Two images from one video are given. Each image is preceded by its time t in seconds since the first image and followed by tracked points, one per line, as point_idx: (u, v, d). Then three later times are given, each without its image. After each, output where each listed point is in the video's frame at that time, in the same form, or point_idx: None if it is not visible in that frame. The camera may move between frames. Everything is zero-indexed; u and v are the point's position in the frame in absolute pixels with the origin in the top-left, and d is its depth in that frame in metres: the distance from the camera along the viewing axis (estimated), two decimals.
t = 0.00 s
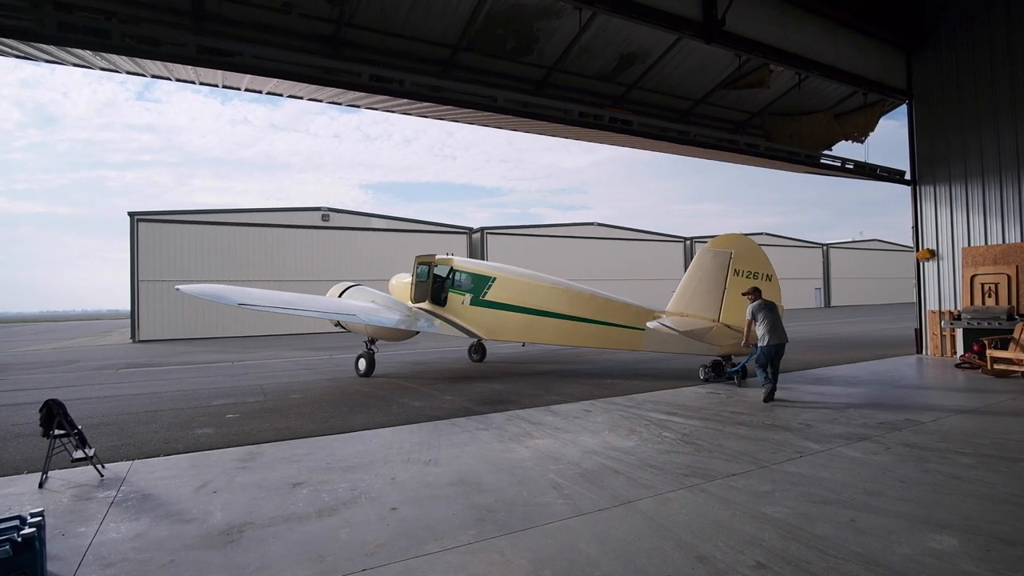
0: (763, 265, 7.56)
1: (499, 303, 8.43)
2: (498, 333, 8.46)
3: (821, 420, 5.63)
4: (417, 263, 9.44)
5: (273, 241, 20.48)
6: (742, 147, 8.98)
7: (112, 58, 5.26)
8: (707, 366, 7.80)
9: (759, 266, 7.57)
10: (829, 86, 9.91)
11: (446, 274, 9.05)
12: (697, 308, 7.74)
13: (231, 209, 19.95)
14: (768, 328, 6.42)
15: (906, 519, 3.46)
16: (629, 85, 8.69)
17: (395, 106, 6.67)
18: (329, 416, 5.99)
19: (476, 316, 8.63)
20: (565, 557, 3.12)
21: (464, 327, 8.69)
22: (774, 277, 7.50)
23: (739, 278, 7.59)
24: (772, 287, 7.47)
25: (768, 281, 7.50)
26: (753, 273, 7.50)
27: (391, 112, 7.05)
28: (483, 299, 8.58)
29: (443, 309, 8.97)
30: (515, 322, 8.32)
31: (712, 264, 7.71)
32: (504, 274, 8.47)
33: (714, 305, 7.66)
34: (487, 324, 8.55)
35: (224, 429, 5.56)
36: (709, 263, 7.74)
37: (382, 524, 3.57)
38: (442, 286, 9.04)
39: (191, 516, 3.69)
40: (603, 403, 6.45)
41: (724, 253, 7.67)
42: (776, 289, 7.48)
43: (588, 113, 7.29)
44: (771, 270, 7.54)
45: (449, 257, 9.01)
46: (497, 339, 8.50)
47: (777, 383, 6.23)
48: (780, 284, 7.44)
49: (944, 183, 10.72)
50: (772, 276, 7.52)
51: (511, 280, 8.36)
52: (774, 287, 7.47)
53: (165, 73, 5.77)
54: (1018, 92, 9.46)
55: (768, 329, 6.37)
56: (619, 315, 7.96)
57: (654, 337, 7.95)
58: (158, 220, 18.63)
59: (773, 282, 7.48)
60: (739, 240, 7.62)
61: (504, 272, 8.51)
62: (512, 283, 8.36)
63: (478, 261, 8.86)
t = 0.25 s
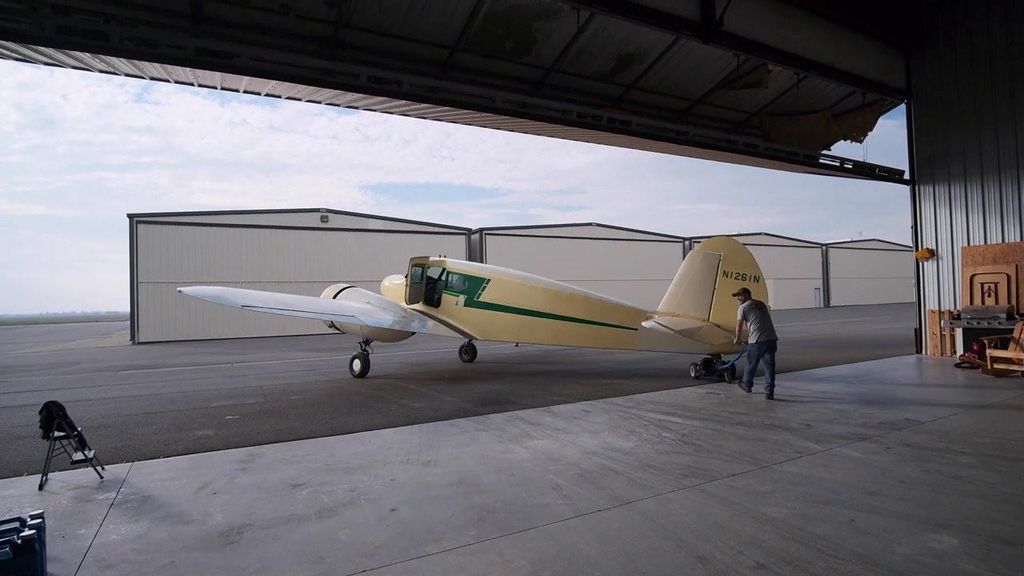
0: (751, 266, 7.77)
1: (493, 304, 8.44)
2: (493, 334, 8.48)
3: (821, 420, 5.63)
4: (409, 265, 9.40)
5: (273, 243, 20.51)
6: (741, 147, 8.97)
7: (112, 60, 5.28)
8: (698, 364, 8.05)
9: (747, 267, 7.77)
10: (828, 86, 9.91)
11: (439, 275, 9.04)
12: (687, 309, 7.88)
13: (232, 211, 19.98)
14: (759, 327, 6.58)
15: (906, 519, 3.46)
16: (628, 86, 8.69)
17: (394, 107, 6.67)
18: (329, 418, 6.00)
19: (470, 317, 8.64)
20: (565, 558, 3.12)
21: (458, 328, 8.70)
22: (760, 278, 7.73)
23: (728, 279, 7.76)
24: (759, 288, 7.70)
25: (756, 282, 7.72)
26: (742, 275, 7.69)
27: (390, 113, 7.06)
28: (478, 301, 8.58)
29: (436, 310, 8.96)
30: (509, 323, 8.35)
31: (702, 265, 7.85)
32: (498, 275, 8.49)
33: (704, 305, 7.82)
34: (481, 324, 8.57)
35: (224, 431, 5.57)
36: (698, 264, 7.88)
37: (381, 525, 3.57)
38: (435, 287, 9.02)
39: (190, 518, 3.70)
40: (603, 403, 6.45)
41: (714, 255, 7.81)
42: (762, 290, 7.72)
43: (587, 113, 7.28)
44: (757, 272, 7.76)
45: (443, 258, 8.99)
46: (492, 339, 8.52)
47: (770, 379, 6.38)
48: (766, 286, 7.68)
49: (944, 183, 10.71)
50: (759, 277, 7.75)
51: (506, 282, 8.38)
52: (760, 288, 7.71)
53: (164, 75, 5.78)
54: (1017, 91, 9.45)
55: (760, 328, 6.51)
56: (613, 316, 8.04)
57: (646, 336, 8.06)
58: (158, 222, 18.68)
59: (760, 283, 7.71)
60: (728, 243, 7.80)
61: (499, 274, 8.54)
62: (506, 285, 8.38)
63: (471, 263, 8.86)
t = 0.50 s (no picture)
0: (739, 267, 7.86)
1: (488, 305, 8.45)
2: (487, 334, 8.48)
3: (820, 420, 5.63)
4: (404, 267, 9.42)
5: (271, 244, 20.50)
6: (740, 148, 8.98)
7: (110, 61, 5.28)
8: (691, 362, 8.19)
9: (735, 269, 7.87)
10: (826, 87, 9.93)
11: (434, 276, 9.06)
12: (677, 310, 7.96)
13: (231, 212, 19.96)
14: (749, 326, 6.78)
15: (906, 519, 3.46)
16: (626, 86, 8.70)
17: (393, 108, 6.67)
18: (328, 419, 5.99)
19: (464, 318, 8.65)
20: (565, 558, 3.11)
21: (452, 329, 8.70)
22: (749, 280, 7.83)
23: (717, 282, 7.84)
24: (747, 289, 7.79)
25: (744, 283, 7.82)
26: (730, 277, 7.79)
27: (389, 114, 7.06)
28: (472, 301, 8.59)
29: (431, 311, 8.97)
30: (504, 323, 8.35)
31: (691, 268, 7.91)
32: (493, 276, 8.52)
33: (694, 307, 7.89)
34: (477, 326, 8.57)
35: (223, 432, 5.56)
36: (686, 267, 7.95)
37: (381, 526, 3.56)
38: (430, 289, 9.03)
39: (189, 520, 3.69)
40: (602, 404, 6.45)
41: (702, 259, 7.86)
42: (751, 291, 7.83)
43: (586, 115, 7.28)
44: (745, 274, 7.85)
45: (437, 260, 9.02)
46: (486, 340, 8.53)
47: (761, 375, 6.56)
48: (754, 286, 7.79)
49: (942, 183, 10.73)
50: (747, 278, 7.85)
51: (500, 282, 8.40)
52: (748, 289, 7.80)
53: (162, 77, 5.78)
54: (1015, 91, 9.45)
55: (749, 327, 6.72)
56: (607, 316, 8.06)
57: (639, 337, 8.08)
58: (157, 224, 18.66)
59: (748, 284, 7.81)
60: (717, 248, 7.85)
61: (493, 275, 8.56)
62: (501, 285, 8.40)
63: (466, 265, 8.90)
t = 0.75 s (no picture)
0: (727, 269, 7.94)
1: (481, 305, 8.45)
2: (480, 334, 8.48)
3: (819, 420, 5.63)
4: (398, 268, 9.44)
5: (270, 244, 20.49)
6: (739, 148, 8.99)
7: (109, 61, 5.27)
8: (682, 359, 8.31)
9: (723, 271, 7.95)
10: (825, 87, 9.94)
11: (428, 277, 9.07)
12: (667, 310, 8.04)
13: (230, 213, 19.94)
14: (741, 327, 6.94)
15: (905, 518, 3.46)
16: (625, 86, 8.71)
17: (392, 108, 6.67)
18: (327, 419, 5.99)
19: (458, 318, 8.65)
20: (564, 558, 3.11)
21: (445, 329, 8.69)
22: (737, 281, 7.92)
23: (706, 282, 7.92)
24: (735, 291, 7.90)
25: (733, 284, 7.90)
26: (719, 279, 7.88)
27: (388, 114, 7.06)
28: (466, 301, 8.60)
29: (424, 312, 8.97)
30: (497, 323, 8.35)
31: (681, 268, 7.99)
32: (486, 277, 8.54)
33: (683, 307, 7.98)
34: (471, 326, 8.58)
35: (222, 433, 5.55)
36: (676, 268, 8.04)
37: (380, 526, 3.56)
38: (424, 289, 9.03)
39: (188, 520, 3.69)
40: (601, 404, 6.45)
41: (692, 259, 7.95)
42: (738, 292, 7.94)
43: (585, 114, 7.28)
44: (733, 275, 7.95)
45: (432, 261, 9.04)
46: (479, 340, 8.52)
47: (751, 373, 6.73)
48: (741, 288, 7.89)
49: (941, 183, 10.74)
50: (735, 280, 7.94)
51: (494, 283, 8.41)
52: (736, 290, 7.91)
53: (161, 77, 5.78)
54: (1015, 91, 9.45)
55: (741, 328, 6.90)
56: (600, 316, 8.08)
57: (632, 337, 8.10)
58: (156, 224, 18.64)
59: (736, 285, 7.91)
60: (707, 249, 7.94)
61: (486, 275, 8.59)
62: (494, 286, 8.41)
63: (459, 266, 8.92)
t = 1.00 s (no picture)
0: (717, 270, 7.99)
1: (475, 305, 8.43)
2: (474, 334, 8.48)
3: (819, 420, 5.62)
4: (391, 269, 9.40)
5: (270, 245, 20.49)
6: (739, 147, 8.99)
7: (109, 62, 5.28)
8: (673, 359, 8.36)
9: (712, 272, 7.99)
10: (824, 87, 9.94)
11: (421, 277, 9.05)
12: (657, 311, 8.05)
13: (229, 213, 19.94)
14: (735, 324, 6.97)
15: (905, 518, 3.45)
16: (624, 86, 8.70)
17: (391, 108, 6.67)
18: (327, 419, 5.99)
19: (451, 318, 8.64)
20: (564, 558, 3.11)
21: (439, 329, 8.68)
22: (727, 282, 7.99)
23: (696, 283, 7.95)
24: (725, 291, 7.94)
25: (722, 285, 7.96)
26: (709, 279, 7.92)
27: (388, 114, 7.06)
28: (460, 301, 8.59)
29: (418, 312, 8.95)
30: (490, 323, 8.34)
31: (671, 269, 8.01)
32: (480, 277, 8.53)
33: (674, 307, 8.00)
34: (464, 326, 8.57)
35: (221, 433, 5.55)
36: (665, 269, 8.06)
37: (380, 527, 3.56)
38: (417, 289, 9.01)
39: (188, 521, 3.68)
40: (601, 404, 6.44)
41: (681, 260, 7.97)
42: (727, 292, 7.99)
43: (585, 114, 7.27)
44: (722, 276, 8.00)
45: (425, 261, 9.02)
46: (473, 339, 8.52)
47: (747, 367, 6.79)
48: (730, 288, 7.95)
49: (941, 183, 10.73)
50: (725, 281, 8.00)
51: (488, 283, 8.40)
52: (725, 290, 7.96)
53: (161, 77, 5.78)
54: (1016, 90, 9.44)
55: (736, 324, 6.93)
56: (593, 317, 8.10)
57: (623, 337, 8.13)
58: (156, 224, 18.65)
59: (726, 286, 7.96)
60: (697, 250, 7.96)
61: (480, 276, 8.58)
62: (488, 286, 8.41)
63: (453, 266, 8.91)
